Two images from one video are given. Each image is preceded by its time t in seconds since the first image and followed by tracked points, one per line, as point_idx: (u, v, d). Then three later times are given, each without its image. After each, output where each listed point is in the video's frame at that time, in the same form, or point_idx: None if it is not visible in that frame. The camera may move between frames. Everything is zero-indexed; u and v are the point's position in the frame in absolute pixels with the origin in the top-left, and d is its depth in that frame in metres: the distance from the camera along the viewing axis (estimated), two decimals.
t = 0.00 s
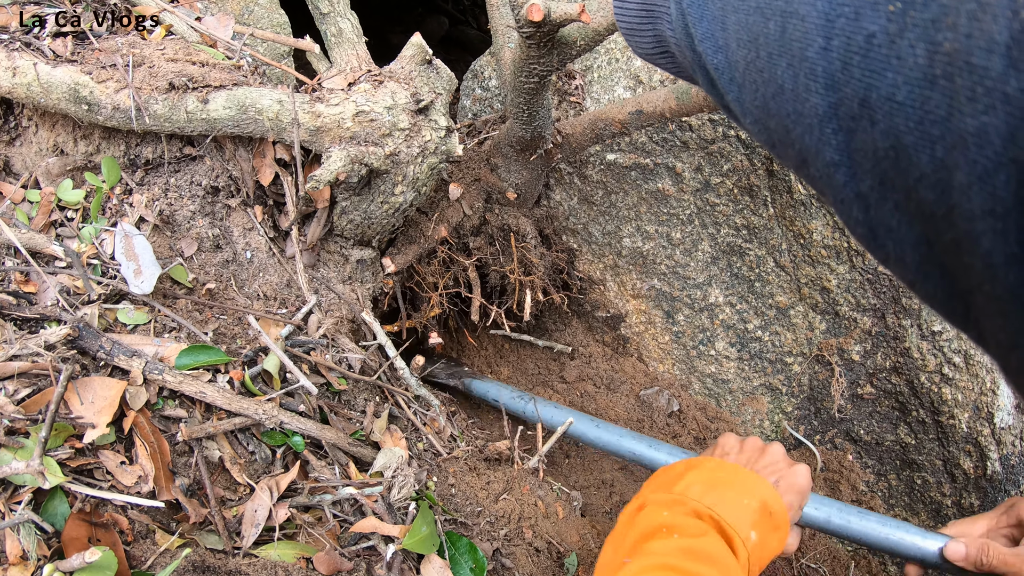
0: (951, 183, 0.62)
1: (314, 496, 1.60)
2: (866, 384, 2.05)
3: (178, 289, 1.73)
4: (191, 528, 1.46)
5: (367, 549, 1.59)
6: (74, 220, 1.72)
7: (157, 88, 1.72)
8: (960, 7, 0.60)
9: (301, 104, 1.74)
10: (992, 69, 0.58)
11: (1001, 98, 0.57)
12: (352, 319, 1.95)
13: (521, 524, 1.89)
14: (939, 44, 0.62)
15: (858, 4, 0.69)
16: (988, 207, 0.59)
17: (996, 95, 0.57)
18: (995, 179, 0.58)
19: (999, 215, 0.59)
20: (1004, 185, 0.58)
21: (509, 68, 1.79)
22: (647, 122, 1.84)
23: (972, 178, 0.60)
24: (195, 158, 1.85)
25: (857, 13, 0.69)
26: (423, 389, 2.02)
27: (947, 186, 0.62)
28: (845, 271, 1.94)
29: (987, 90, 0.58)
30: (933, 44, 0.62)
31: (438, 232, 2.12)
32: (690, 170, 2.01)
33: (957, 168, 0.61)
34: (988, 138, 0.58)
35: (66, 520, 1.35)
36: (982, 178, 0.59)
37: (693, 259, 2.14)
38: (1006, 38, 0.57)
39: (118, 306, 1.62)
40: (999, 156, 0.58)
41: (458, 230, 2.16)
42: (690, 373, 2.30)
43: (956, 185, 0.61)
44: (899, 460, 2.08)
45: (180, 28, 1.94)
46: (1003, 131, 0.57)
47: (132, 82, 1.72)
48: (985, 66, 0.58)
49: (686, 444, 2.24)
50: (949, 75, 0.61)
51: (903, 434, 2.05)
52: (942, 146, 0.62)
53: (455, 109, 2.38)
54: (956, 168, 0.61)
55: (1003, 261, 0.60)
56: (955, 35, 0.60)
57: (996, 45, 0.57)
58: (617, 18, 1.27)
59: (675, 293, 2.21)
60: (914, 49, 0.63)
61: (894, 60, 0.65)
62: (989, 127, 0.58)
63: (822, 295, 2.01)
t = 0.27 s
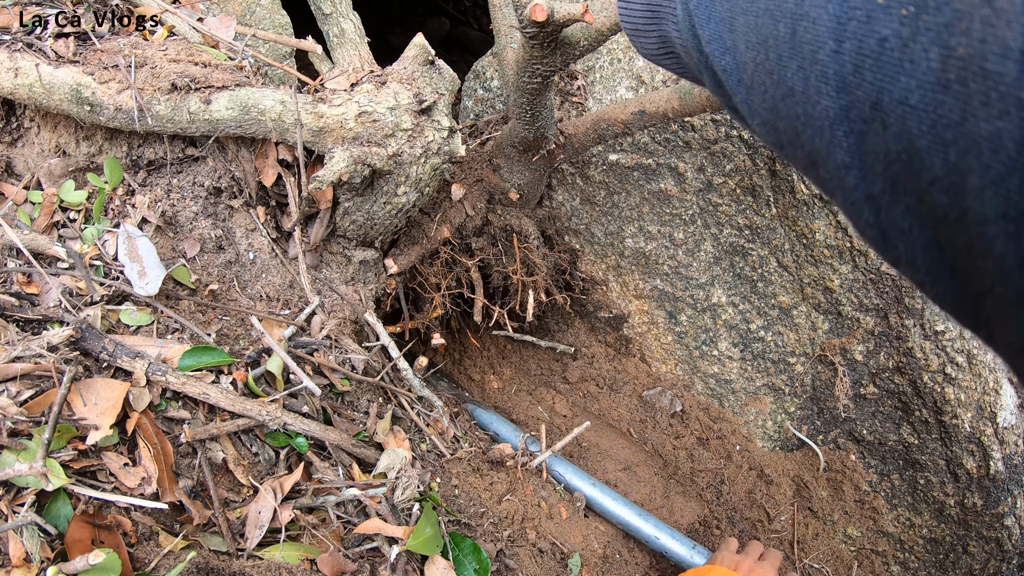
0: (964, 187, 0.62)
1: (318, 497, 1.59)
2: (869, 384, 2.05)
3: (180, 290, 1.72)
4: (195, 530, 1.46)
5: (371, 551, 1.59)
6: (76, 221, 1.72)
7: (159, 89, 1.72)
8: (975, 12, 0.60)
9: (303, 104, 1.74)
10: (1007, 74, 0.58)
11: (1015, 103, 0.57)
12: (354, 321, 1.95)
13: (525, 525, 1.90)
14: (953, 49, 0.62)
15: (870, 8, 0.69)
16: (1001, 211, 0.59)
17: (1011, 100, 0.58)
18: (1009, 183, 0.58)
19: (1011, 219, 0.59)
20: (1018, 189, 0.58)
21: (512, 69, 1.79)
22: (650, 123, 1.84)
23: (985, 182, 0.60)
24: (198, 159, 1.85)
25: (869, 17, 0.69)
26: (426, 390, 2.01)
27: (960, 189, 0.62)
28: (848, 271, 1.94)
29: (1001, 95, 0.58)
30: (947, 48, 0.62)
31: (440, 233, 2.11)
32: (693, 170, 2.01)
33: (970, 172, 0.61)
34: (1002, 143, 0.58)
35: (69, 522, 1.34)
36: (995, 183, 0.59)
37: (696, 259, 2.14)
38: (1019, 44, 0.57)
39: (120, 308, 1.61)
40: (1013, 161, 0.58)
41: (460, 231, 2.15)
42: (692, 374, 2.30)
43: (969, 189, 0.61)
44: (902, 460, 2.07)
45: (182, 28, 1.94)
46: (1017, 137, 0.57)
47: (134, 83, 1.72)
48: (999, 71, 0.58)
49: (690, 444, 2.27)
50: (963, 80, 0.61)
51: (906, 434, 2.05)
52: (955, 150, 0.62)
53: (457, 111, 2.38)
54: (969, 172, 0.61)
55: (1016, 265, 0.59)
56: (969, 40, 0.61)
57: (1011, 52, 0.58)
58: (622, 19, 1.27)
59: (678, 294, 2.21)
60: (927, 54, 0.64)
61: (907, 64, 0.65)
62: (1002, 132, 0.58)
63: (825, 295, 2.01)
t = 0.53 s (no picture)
0: (967, 199, 0.62)
1: (322, 499, 1.60)
2: (871, 386, 2.06)
3: (185, 293, 1.73)
4: (200, 532, 1.46)
5: (375, 552, 1.61)
6: (81, 224, 1.73)
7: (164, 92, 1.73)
8: (980, 29, 0.60)
9: (307, 107, 1.75)
10: (1010, 91, 0.58)
11: (1019, 119, 0.58)
12: (358, 323, 1.96)
13: (528, 526, 1.91)
14: (958, 64, 0.62)
15: (876, 21, 0.69)
16: (1004, 223, 0.60)
17: (1015, 115, 0.58)
18: (1012, 196, 0.59)
19: (1014, 231, 0.59)
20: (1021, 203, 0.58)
21: (516, 73, 1.80)
22: (652, 126, 1.84)
23: (989, 195, 0.60)
24: (202, 162, 1.85)
25: (875, 29, 0.69)
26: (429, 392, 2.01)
27: (964, 201, 0.63)
28: (849, 274, 1.95)
29: (1005, 111, 0.59)
30: (952, 63, 0.62)
31: (443, 235, 2.11)
32: (695, 173, 2.02)
33: (974, 184, 0.62)
34: (1005, 158, 0.59)
35: (75, 525, 1.35)
36: (998, 196, 0.60)
37: (698, 261, 2.14)
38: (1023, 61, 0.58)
39: (125, 310, 1.62)
40: (1016, 175, 0.58)
41: (463, 233, 2.16)
42: (694, 376, 2.31)
43: (973, 201, 0.62)
44: (903, 462, 2.08)
45: (186, 32, 1.95)
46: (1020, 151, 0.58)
47: (139, 86, 1.73)
48: (1003, 87, 0.59)
49: (692, 447, 2.26)
50: (968, 95, 0.61)
51: (907, 436, 2.05)
52: (960, 162, 0.63)
53: (460, 113, 2.40)
54: (973, 185, 0.62)
55: (1018, 276, 0.60)
56: (974, 56, 0.61)
57: (1014, 68, 0.58)
58: (626, 24, 1.27)
59: (680, 296, 2.21)
60: (933, 68, 0.64)
61: (913, 78, 0.66)
62: (1006, 146, 0.59)
63: (827, 297, 2.01)
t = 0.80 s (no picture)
0: (965, 198, 0.62)
1: (321, 499, 1.60)
2: (871, 386, 2.05)
3: (184, 293, 1.73)
4: (199, 532, 1.46)
5: (374, 553, 1.60)
6: (80, 224, 1.73)
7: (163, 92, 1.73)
8: (977, 25, 0.60)
9: (307, 107, 1.75)
10: (1008, 88, 0.58)
11: (1017, 116, 0.58)
12: (357, 323, 1.95)
13: (528, 527, 1.91)
14: (955, 61, 0.62)
15: (873, 19, 0.69)
16: (1002, 222, 0.59)
17: (1012, 113, 0.58)
18: (1010, 195, 0.59)
19: (1012, 230, 0.59)
20: (1019, 202, 0.58)
21: (515, 73, 1.80)
22: (652, 126, 1.84)
23: (986, 195, 0.60)
24: (201, 162, 1.85)
25: (872, 27, 0.69)
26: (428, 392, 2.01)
27: (962, 201, 0.63)
28: (849, 274, 1.94)
29: (1003, 108, 0.59)
30: (949, 60, 0.62)
31: (443, 236, 2.11)
32: (695, 173, 2.02)
33: (972, 183, 0.61)
34: (1003, 156, 0.59)
35: (73, 524, 1.35)
36: (996, 195, 0.59)
37: (698, 262, 2.14)
38: (1021, 58, 0.57)
39: (124, 310, 1.62)
40: (1013, 174, 0.58)
41: (463, 234, 2.15)
42: (694, 376, 2.30)
43: (971, 200, 0.62)
44: (904, 463, 2.07)
45: (186, 32, 1.95)
46: (1018, 149, 0.58)
47: (138, 86, 1.73)
48: (1001, 85, 0.59)
49: (692, 447, 2.28)
50: (965, 92, 0.61)
51: (908, 436, 2.05)
52: (958, 161, 0.62)
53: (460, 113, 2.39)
54: (971, 184, 0.61)
55: (1017, 275, 0.60)
56: (971, 53, 0.61)
57: (1012, 65, 0.58)
58: (625, 24, 1.27)
59: (680, 296, 2.21)
60: (930, 65, 0.64)
61: (910, 75, 0.65)
62: (1004, 145, 0.58)
63: (827, 298, 2.01)
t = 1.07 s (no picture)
0: (969, 198, 0.62)
1: (321, 499, 1.60)
2: (871, 387, 2.05)
3: (184, 293, 1.72)
4: (199, 532, 1.46)
5: (374, 553, 1.60)
6: (80, 224, 1.72)
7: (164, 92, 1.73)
8: (980, 24, 0.60)
9: (307, 107, 1.75)
10: (1013, 87, 0.58)
11: (1020, 116, 0.58)
12: (358, 323, 1.95)
13: (528, 528, 1.91)
14: (958, 60, 0.62)
15: (875, 17, 0.69)
16: (1007, 221, 0.59)
17: (1016, 112, 0.58)
18: (1014, 194, 0.58)
19: (1017, 229, 0.59)
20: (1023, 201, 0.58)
21: (515, 73, 1.80)
22: (653, 126, 1.84)
23: (991, 194, 0.60)
24: (202, 162, 1.85)
25: (875, 26, 0.69)
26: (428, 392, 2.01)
27: (966, 200, 0.62)
28: (850, 274, 1.94)
29: (1007, 107, 0.59)
30: (953, 59, 0.62)
31: (444, 236, 2.11)
32: (696, 173, 2.02)
33: (976, 183, 0.61)
34: (1007, 155, 0.59)
35: (73, 524, 1.34)
36: (1000, 194, 0.59)
37: (698, 262, 2.14)
38: None
39: (124, 310, 1.62)
40: (1018, 172, 0.58)
41: (463, 234, 2.15)
42: (695, 377, 2.30)
43: (975, 200, 0.61)
44: (904, 463, 2.07)
45: (186, 32, 1.95)
46: (1022, 148, 0.58)
47: (139, 86, 1.73)
48: (1005, 84, 0.59)
49: (692, 447, 2.27)
50: (969, 91, 0.61)
51: (908, 437, 2.05)
52: (961, 160, 0.62)
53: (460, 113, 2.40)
54: (975, 183, 0.61)
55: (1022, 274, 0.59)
56: (974, 52, 0.61)
57: (1016, 64, 0.58)
58: (626, 23, 1.27)
59: (680, 297, 2.21)
60: (933, 64, 0.64)
61: (913, 74, 0.65)
62: (1008, 144, 0.58)
63: (828, 298, 2.01)
